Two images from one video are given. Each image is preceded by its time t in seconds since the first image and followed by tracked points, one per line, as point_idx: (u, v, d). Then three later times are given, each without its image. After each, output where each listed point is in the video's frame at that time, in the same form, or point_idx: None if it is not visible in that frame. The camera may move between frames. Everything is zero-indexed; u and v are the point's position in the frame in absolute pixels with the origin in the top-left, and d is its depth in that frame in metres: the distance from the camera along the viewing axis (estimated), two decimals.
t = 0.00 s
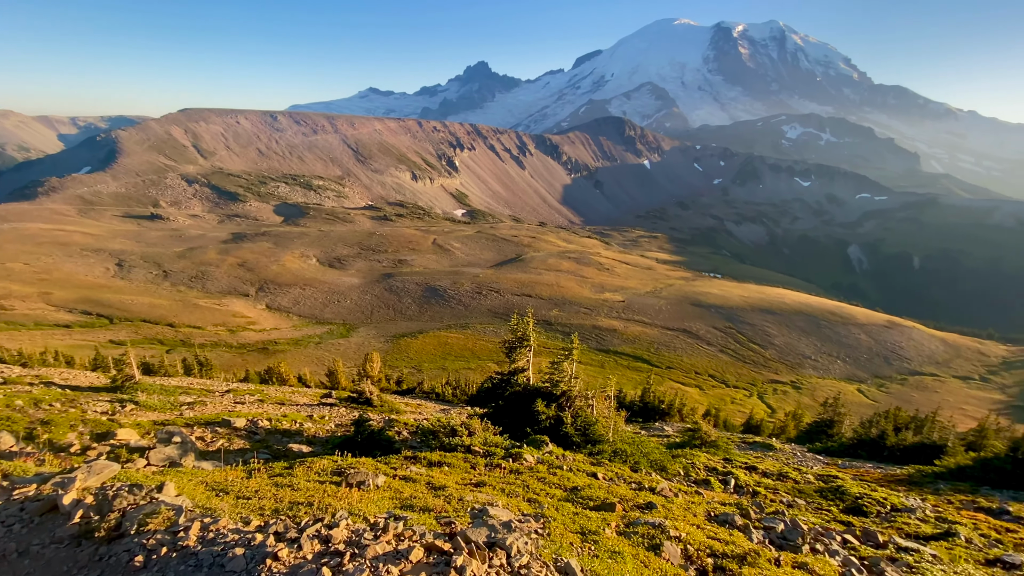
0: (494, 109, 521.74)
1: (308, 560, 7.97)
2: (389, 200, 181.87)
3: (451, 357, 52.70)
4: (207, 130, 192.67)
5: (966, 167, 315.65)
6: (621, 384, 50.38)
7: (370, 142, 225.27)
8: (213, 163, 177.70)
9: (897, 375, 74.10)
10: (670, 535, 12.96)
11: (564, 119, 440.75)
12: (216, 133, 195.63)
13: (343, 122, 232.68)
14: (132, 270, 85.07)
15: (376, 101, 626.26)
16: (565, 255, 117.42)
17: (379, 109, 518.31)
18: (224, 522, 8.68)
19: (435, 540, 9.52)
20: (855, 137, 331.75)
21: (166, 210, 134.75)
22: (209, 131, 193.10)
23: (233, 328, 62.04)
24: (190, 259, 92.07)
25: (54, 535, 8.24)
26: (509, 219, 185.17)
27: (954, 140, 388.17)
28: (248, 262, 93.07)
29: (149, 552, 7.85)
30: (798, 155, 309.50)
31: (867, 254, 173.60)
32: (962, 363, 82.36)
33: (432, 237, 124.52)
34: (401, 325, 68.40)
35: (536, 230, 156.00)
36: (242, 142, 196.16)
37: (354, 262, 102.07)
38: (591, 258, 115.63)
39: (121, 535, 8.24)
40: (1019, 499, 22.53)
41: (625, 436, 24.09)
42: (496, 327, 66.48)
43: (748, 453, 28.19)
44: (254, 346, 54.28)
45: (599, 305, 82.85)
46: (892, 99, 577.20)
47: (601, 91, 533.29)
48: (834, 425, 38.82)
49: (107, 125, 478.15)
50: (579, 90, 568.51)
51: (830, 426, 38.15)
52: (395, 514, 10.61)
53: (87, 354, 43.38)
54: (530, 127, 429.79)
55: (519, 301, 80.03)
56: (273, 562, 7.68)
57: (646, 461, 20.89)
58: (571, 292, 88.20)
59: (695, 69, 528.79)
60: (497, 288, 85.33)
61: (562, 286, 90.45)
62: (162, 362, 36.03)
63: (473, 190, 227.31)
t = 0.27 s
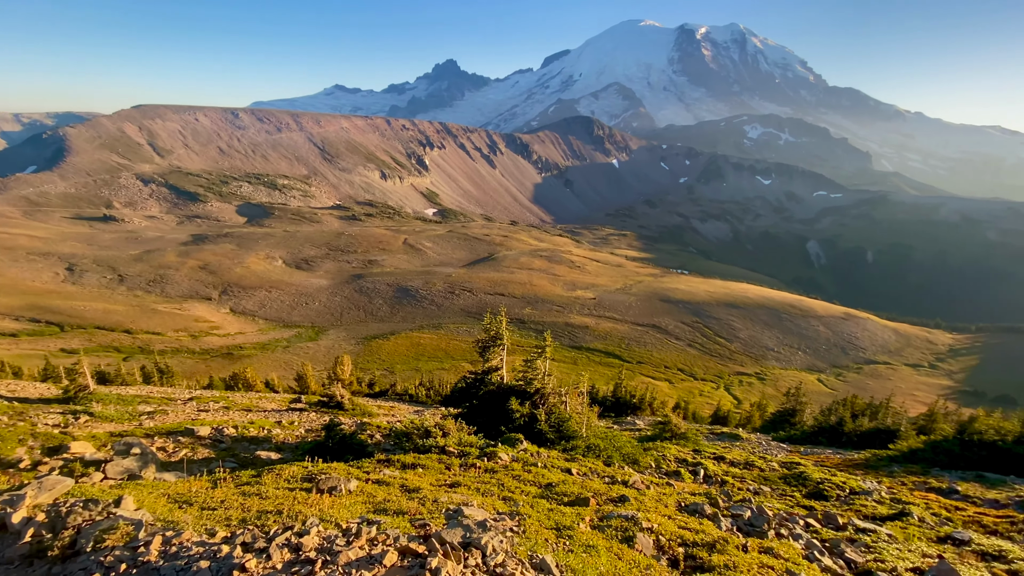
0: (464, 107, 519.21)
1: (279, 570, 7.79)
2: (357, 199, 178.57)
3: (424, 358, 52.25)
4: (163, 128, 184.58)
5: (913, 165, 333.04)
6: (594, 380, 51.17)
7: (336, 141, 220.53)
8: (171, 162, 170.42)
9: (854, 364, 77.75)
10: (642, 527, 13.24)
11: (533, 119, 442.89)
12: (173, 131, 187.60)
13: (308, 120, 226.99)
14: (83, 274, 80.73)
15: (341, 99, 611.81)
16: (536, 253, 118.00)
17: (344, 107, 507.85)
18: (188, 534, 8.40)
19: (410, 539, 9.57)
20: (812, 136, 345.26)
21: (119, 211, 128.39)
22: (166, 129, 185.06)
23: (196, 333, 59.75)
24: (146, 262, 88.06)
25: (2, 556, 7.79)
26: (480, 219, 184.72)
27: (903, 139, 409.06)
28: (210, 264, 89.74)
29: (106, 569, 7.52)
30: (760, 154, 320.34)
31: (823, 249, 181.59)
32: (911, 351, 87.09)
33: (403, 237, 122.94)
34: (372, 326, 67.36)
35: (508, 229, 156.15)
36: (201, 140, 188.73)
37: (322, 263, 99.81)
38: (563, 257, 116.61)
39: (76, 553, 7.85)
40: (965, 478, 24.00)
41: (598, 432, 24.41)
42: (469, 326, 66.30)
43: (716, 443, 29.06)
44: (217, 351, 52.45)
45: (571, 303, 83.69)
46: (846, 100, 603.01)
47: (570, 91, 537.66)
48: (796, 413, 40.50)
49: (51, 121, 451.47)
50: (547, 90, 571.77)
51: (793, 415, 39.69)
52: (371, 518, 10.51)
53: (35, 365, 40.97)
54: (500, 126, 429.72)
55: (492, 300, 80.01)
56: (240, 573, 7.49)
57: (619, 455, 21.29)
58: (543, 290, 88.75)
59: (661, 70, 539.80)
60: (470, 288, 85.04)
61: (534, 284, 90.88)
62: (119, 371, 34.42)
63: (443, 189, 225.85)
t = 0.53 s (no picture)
0: (433, 106, 514.92)
1: None
2: (325, 198, 174.73)
3: (397, 359, 51.70)
4: (116, 124, 176.10)
5: (868, 163, 348.47)
6: (567, 376, 51.74)
7: (302, 138, 215.28)
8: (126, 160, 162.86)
9: (815, 354, 81.10)
10: (616, 519, 13.47)
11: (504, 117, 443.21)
12: (127, 127, 179.17)
13: (273, 117, 220.81)
14: (31, 279, 76.33)
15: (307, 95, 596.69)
16: (509, 251, 118.25)
17: (310, 104, 496.13)
18: (151, 548, 8.10)
19: (383, 542, 9.48)
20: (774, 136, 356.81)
21: (69, 212, 121.89)
22: (119, 125, 176.64)
23: (156, 338, 57.43)
24: (101, 265, 83.97)
25: None
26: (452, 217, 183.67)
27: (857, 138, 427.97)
28: (170, 267, 86.30)
29: None
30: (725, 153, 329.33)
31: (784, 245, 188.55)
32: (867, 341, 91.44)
33: (373, 237, 121.09)
34: (343, 328, 66.18)
35: (480, 227, 155.87)
36: (158, 138, 180.88)
37: (289, 264, 97.35)
38: (535, 255, 117.20)
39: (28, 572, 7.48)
40: (917, 461, 25.35)
41: (572, 427, 24.73)
42: (442, 326, 65.95)
43: (685, 434, 29.89)
44: (180, 357, 50.53)
45: (544, 300, 84.26)
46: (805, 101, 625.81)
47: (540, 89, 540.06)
48: (761, 404, 41.91)
49: None
50: (517, 88, 572.76)
51: (758, 406, 41.03)
52: (343, 523, 10.34)
53: None
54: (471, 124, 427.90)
55: (465, 299, 79.76)
56: None
57: (593, 450, 21.61)
58: (516, 288, 89.05)
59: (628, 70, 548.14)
60: (442, 287, 84.52)
61: (507, 283, 91.07)
62: (73, 380, 32.78)
63: (413, 187, 223.66)
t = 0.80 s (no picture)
0: (404, 104, 509.12)
1: None
2: (294, 198, 170.69)
3: (371, 360, 51.02)
4: (68, 120, 167.23)
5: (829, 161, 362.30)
6: (542, 374, 52.06)
7: (268, 136, 209.55)
8: (79, 158, 155.10)
9: (781, 346, 84.05)
10: (590, 513, 13.65)
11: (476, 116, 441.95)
12: (79, 124, 170.32)
13: (237, 114, 214.07)
14: None
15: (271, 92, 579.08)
16: (483, 250, 118.04)
17: (275, 101, 483.03)
18: (107, 563, 7.81)
19: (358, 547, 9.38)
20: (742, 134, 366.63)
21: (17, 213, 115.35)
22: (71, 121, 167.75)
23: (114, 345, 55.01)
24: (54, 269, 79.83)
25: None
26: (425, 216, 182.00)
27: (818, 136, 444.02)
28: (130, 269, 82.79)
29: None
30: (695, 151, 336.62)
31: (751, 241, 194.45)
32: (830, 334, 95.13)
33: (344, 236, 118.91)
34: (314, 330, 64.88)
35: (453, 226, 155.08)
36: (114, 134, 172.86)
37: (256, 265, 94.71)
38: (509, 253, 117.29)
39: None
40: (875, 447, 26.64)
41: (548, 424, 24.96)
42: (417, 326, 65.40)
43: (659, 427, 30.56)
44: (141, 364, 48.57)
45: (519, 298, 84.49)
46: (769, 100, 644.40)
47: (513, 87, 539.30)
48: (730, 396, 43.00)
49: None
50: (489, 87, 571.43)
51: (728, 397, 42.01)
52: (317, 529, 10.18)
53: None
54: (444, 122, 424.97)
55: (439, 298, 79.30)
56: None
57: (567, 445, 21.88)
58: (491, 286, 89.00)
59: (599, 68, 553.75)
60: (416, 286, 83.74)
61: (482, 281, 90.94)
62: (25, 391, 31.08)
63: (384, 185, 220.94)
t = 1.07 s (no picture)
0: (375, 101, 500.33)
1: None
2: (263, 197, 166.39)
3: (345, 362, 50.34)
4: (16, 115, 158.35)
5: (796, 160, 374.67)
6: (518, 371, 52.31)
7: (234, 134, 203.25)
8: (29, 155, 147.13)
9: (750, 340, 87.02)
10: (566, 508, 13.83)
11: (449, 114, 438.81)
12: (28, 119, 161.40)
13: (201, 111, 207.10)
14: None
15: (236, 88, 560.42)
16: (458, 248, 117.66)
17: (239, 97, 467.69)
18: None
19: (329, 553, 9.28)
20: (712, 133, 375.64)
21: None
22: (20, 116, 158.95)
23: (73, 352, 52.69)
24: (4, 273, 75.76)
25: None
26: (400, 214, 179.93)
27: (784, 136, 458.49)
28: (88, 273, 79.31)
29: None
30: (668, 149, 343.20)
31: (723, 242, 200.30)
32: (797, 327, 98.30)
33: (315, 236, 116.60)
34: (286, 333, 63.65)
35: (428, 224, 153.94)
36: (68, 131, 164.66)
37: (224, 266, 92.03)
38: (485, 251, 117.27)
39: None
40: (840, 435, 27.91)
41: (525, 421, 25.13)
42: (392, 327, 64.82)
43: (634, 420, 31.14)
44: (103, 371, 46.71)
45: (496, 296, 84.58)
46: (738, 100, 660.84)
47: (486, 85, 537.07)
48: (702, 389, 44.21)
49: None
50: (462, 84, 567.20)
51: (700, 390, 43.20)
52: (289, 537, 9.99)
53: None
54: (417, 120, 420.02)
55: (415, 297, 78.77)
56: None
57: (544, 442, 22.15)
58: (467, 285, 88.84)
59: (572, 67, 557.04)
60: (391, 286, 82.92)
61: (458, 280, 90.66)
62: None
63: (357, 183, 217.34)
